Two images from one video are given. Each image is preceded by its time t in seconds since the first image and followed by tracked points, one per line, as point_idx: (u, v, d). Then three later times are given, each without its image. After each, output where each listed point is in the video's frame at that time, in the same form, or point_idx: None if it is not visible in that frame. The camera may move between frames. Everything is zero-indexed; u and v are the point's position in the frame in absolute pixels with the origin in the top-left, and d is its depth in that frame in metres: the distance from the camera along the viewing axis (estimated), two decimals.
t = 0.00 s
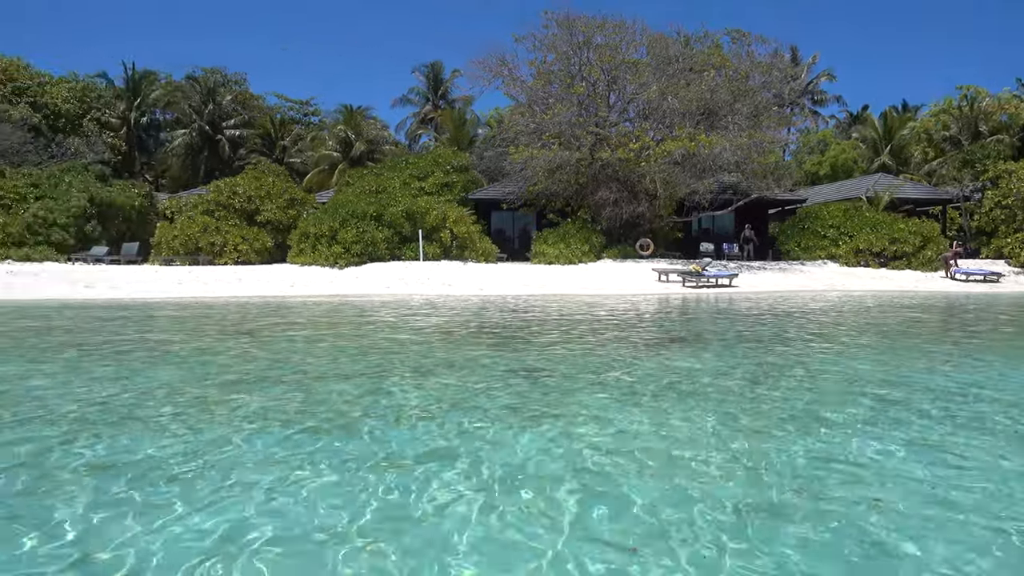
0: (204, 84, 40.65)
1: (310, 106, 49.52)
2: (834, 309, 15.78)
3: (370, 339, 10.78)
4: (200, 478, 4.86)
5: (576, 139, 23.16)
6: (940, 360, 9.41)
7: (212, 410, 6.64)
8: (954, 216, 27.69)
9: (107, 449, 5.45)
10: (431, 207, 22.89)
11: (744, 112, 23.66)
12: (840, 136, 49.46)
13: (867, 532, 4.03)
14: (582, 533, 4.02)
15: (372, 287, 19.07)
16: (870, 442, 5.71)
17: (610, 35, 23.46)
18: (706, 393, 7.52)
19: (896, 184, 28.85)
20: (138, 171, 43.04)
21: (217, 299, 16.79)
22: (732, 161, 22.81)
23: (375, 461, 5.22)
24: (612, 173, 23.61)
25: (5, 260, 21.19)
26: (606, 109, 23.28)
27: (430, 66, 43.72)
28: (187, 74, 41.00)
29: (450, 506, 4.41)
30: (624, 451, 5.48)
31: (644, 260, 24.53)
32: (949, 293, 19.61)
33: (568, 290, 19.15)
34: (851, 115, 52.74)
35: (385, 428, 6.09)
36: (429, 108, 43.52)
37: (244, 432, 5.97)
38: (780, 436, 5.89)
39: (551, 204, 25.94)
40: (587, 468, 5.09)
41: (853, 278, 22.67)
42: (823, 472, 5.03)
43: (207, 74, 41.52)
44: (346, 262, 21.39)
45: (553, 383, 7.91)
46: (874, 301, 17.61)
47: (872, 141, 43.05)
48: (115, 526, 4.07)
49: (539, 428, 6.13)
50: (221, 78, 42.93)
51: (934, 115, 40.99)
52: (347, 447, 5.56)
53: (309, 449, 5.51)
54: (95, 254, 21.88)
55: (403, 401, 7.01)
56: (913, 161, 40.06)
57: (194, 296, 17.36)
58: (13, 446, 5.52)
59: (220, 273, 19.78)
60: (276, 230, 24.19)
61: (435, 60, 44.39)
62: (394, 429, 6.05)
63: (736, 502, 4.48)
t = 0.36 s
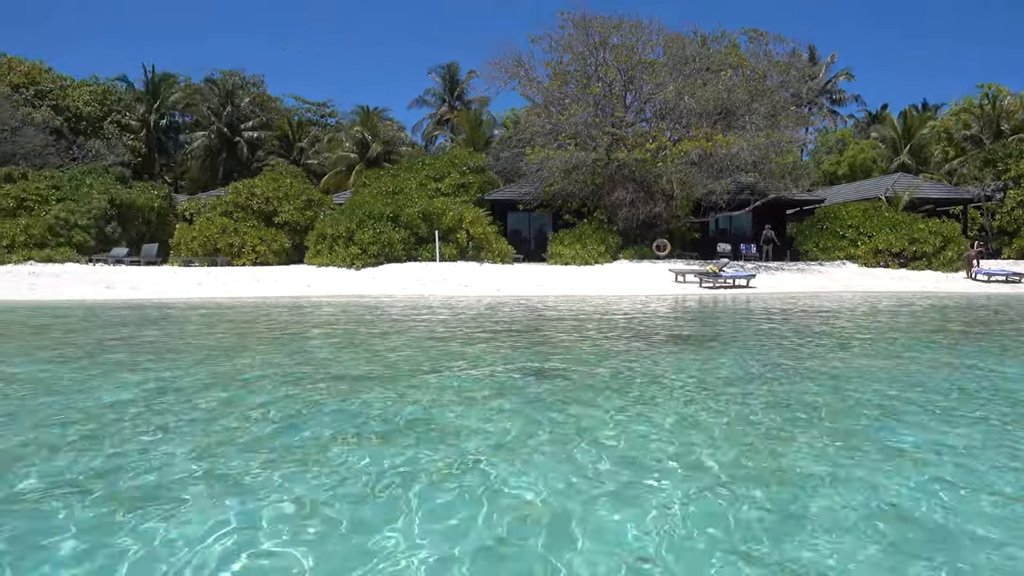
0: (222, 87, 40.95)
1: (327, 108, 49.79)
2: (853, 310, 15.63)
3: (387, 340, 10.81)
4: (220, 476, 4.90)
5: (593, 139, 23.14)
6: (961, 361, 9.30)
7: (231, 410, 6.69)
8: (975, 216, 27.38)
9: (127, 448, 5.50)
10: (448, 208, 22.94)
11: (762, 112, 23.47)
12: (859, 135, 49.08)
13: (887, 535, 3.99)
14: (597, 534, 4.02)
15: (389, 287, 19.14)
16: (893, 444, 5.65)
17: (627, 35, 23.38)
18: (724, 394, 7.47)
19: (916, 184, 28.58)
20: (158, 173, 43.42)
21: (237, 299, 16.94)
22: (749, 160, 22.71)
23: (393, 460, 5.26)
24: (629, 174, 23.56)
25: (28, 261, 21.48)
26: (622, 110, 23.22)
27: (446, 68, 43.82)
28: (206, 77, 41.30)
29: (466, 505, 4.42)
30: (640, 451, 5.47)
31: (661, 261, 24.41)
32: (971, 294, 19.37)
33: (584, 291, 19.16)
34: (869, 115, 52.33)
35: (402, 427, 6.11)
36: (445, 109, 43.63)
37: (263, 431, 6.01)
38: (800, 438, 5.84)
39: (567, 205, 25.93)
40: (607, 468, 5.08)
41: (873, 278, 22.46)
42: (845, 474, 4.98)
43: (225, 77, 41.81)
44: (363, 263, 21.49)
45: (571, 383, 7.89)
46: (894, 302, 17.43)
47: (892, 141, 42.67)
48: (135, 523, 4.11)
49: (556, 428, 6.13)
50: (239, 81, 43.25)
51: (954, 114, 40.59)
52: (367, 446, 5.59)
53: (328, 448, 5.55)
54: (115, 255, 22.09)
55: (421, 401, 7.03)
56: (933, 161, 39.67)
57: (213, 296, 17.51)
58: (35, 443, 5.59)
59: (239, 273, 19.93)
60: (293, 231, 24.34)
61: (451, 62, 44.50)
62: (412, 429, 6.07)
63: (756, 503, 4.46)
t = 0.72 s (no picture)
0: (242, 89, 41.21)
1: (345, 109, 49.99)
2: (873, 311, 15.44)
3: (403, 341, 10.81)
4: (231, 478, 4.88)
5: (610, 140, 23.07)
6: (984, 363, 9.16)
7: (244, 411, 6.69)
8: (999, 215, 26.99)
9: (140, 449, 5.51)
10: (466, 209, 22.98)
11: (781, 111, 23.26)
12: (881, 135, 48.53)
13: (909, 544, 3.88)
14: (611, 540, 3.95)
15: (407, 288, 19.17)
16: (911, 445, 5.58)
17: (644, 35, 23.28)
18: (742, 396, 7.37)
19: (939, 183, 28.21)
20: (179, 174, 43.79)
21: (255, 300, 17.04)
22: (768, 160, 22.57)
23: (406, 462, 5.22)
24: (647, 174, 23.46)
25: (51, 262, 21.79)
26: (640, 110, 23.12)
27: (463, 69, 43.84)
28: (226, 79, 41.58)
29: (478, 509, 4.37)
30: (655, 455, 5.40)
31: (680, 261, 24.25)
32: (994, 295, 19.09)
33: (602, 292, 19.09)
34: (891, 113, 51.75)
35: (415, 429, 6.08)
36: (462, 111, 43.66)
37: (276, 432, 6.00)
38: (819, 441, 5.74)
39: (585, 205, 25.88)
40: (621, 472, 5.01)
41: (895, 279, 22.18)
42: (865, 479, 4.88)
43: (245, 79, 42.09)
44: (381, 264, 21.55)
45: (586, 385, 7.83)
46: (916, 303, 17.21)
47: (914, 140, 42.15)
48: (144, 525, 4.10)
49: (571, 430, 6.07)
50: (258, 83, 43.53)
51: (977, 112, 40.08)
52: (380, 447, 5.56)
53: (340, 450, 5.52)
54: (136, 256, 22.30)
55: (435, 403, 6.99)
56: (956, 160, 39.20)
57: (232, 297, 17.64)
58: (49, 444, 5.61)
59: (258, 274, 20.05)
60: (312, 232, 24.45)
61: (469, 63, 44.58)
62: (426, 431, 6.03)
63: (773, 509, 4.37)
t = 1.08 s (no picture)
0: (263, 92, 41.51)
1: (366, 111, 50.27)
2: (897, 312, 15.30)
3: (420, 342, 10.80)
4: (245, 479, 4.88)
5: (630, 140, 23.01)
6: (1010, 365, 9.06)
7: (260, 411, 6.70)
8: None
9: (156, 450, 5.53)
10: (485, 210, 23.00)
11: (803, 110, 23.09)
12: (905, 134, 48.03)
13: (933, 552, 3.79)
14: (627, 545, 3.89)
15: (427, 289, 19.23)
16: (935, 448, 5.54)
17: (665, 35, 23.19)
18: (761, 398, 7.34)
19: (964, 183, 27.87)
20: (201, 177, 44.21)
21: (274, 301, 17.15)
22: (790, 160, 22.38)
23: (420, 464, 5.20)
24: (667, 174, 23.39)
25: (77, 263, 22.09)
26: (660, 110, 23.01)
27: (483, 70, 43.91)
28: (248, 82, 41.90)
29: (492, 512, 4.33)
30: (671, 458, 5.33)
31: (700, 262, 24.12)
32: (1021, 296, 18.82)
33: (620, 293, 19.01)
34: (915, 112, 51.16)
35: (430, 431, 6.06)
36: (482, 112, 43.74)
37: (291, 433, 6.00)
38: (840, 446, 5.64)
39: (605, 206, 25.83)
40: (638, 475, 4.95)
41: (919, 280, 21.92)
42: (887, 484, 4.78)
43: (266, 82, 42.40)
44: (401, 264, 21.63)
45: (603, 388, 7.77)
46: (940, 304, 17.01)
47: (938, 139, 41.65)
48: (158, 526, 4.11)
49: (587, 432, 6.02)
50: (280, 85, 43.87)
51: (1003, 111, 39.48)
52: (394, 449, 5.54)
53: (356, 451, 5.51)
54: (160, 257, 22.54)
55: (451, 404, 6.97)
56: (981, 160, 38.69)
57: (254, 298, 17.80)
58: (67, 445, 5.66)
59: (279, 275, 20.20)
60: (333, 234, 24.60)
61: (488, 64, 44.61)
62: (441, 432, 6.00)
63: (792, 514, 4.29)
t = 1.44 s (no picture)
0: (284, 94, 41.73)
1: (385, 113, 50.48)
2: (922, 314, 15.10)
3: (442, 343, 10.80)
4: (270, 481, 4.88)
5: (650, 140, 22.91)
6: None
7: (281, 412, 6.75)
8: None
9: (181, 450, 5.55)
10: (505, 211, 22.97)
11: (825, 110, 22.88)
12: (929, 133, 47.46)
13: (972, 565, 3.69)
14: (652, 550, 3.86)
15: (446, 290, 19.26)
16: (959, 452, 5.46)
17: (685, 35, 23.08)
18: (782, 400, 7.27)
19: (989, 182, 27.48)
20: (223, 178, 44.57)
21: (296, 302, 17.26)
22: (812, 160, 22.19)
23: (444, 467, 5.17)
24: (687, 175, 23.28)
25: (101, 265, 22.35)
26: (680, 110, 22.90)
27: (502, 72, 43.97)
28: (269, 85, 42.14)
29: (518, 516, 4.29)
30: (698, 462, 5.28)
31: (721, 263, 23.95)
32: None
33: (640, 294, 18.95)
34: (939, 111, 50.52)
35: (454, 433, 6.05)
36: (501, 112, 43.76)
37: (316, 434, 6.00)
38: (869, 450, 5.55)
39: (624, 207, 25.74)
40: (666, 480, 4.90)
41: (944, 281, 21.62)
42: (910, 489, 4.72)
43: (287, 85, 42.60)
44: (420, 266, 21.69)
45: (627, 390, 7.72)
46: (966, 305, 16.76)
47: (963, 138, 41.10)
48: (184, 529, 4.10)
49: (613, 435, 5.98)
50: (300, 88, 44.14)
51: None
52: (417, 452, 5.53)
53: (379, 453, 5.50)
54: (182, 259, 22.75)
55: (474, 406, 6.95)
56: (1008, 159, 38.14)
57: (275, 299, 17.91)
58: (95, 444, 5.69)
59: (300, 277, 20.31)
60: (353, 235, 24.70)
61: (508, 66, 44.67)
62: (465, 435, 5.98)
63: (824, 521, 4.22)
